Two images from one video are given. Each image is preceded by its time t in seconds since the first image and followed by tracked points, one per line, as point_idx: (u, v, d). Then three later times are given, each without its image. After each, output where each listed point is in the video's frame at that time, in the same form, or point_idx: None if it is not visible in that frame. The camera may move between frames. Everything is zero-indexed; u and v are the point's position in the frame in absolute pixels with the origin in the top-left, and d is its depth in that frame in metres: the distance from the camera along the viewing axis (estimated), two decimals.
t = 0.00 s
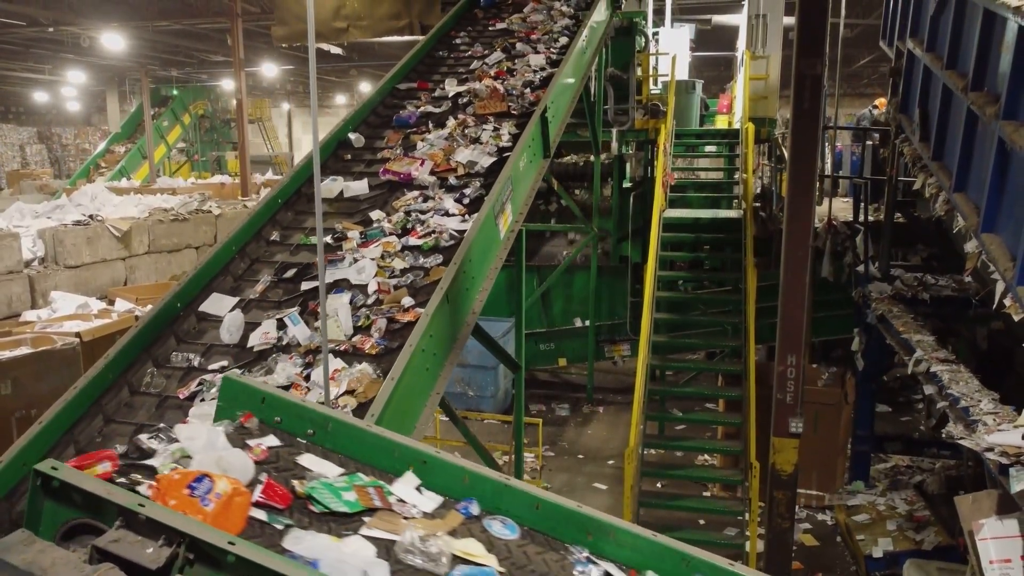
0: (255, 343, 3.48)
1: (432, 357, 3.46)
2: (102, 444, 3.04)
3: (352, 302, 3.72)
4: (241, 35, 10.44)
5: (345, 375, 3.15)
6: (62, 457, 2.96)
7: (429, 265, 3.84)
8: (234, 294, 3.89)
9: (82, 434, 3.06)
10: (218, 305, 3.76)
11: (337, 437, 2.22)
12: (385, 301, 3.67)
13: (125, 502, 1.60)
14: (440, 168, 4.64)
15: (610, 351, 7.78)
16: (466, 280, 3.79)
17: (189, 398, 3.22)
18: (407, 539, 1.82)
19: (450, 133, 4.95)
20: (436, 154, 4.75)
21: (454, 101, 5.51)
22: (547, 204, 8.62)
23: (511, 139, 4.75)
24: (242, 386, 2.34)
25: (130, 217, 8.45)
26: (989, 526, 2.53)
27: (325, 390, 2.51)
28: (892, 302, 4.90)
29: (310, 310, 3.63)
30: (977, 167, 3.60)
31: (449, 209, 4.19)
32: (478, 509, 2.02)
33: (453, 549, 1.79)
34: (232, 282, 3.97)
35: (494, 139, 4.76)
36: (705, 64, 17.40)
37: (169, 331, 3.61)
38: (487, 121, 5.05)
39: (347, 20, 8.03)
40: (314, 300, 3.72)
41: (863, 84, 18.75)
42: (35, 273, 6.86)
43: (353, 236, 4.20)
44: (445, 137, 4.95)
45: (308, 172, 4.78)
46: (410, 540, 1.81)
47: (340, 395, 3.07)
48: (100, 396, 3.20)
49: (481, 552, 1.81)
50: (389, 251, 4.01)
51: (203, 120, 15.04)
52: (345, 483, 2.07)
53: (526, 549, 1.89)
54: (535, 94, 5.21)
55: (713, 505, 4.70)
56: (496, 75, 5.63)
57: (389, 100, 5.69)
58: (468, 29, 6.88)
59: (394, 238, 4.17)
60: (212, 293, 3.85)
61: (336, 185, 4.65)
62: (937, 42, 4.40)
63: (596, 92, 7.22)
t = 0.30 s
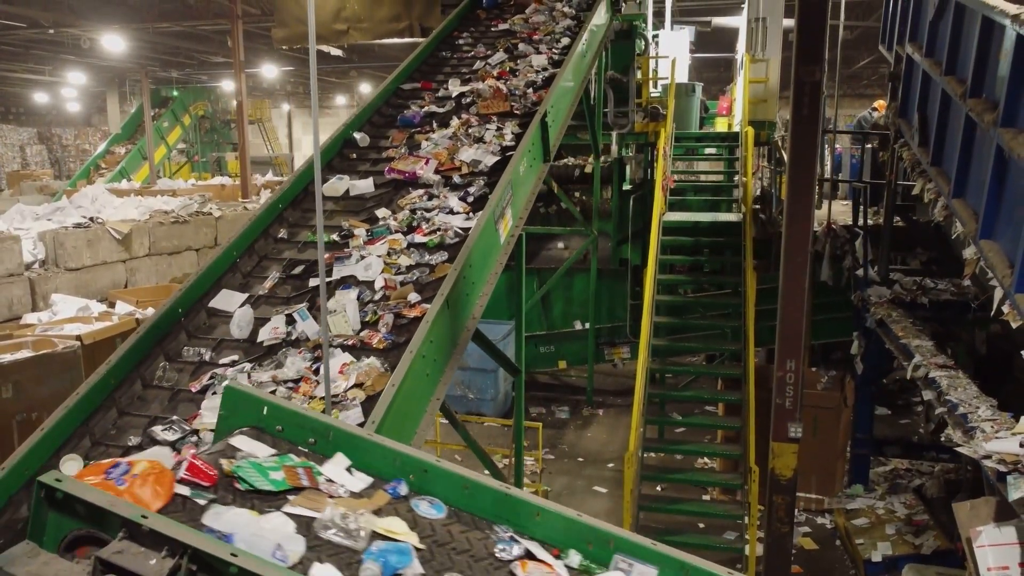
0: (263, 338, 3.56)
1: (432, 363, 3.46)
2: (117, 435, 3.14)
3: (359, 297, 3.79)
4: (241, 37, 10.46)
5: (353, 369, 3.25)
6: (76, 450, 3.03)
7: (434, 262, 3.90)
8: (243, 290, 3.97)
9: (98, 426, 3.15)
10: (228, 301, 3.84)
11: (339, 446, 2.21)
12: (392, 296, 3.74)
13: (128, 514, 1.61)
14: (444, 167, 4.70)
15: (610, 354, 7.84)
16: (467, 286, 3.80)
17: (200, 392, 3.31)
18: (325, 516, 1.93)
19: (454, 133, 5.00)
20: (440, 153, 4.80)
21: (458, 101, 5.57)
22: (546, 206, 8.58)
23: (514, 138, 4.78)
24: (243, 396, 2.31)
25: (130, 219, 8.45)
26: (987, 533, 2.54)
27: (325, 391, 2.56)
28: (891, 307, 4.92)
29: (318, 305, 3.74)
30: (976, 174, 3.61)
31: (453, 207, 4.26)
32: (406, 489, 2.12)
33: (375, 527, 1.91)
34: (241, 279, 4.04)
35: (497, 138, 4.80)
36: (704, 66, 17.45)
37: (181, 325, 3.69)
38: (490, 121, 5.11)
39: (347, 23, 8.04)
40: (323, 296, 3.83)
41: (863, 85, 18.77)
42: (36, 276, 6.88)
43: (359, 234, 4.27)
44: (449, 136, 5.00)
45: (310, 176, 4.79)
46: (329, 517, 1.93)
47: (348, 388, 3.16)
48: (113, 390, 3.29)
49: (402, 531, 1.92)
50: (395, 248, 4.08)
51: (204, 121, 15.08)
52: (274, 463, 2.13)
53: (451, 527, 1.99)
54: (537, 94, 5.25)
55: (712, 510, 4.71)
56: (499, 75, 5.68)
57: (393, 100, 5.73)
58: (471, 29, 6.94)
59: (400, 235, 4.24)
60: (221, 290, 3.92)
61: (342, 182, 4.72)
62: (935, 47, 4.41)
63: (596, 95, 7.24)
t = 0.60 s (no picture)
0: (273, 334, 3.67)
1: (433, 371, 3.46)
2: (132, 428, 3.26)
3: (367, 295, 3.88)
4: (241, 39, 10.47)
5: (363, 364, 3.35)
6: (93, 442, 3.17)
7: (440, 259, 4.00)
8: (253, 287, 4.09)
9: (113, 420, 3.28)
10: (238, 299, 3.94)
11: (340, 457, 2.20)
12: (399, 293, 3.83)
13: (132, 528, 1.62)
14: (449, 167, 4.79)
15: (610, 356, 7.90)
16: (467, 293, 3.80)
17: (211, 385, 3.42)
18: (250, 496, 2.03)
19: (458, 133, 5.10)
20: (444, 153, 4.89)
21: (461, 102, 5.64)
22: (546, 210, 8.55)
23: (517, 138, 4.92)
24: (247, 407, 2.34)
25: (131, 222, 8.46)
26: (986, 542, 2.55)
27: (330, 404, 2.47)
28: (890, 312, 4.94)
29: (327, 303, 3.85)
30: (975, 181, 3.62)
31: (458, 206, 4.36)
32: (338, 472, 2.19)
33: (300, 508, 2.00)
34: (250, 276, 4.16)
35: (501, 138, 4.92)
36: (705, 67, 17.47)
37: (191, 322, 3.80)
38: (494, 122, 5.20)
39: (348, 25, 8.06)
40: (332, 294, 3.95)
41: (863, 86, 18.79)
42: (38, 279, 6.90)
43: (366, 233, 4.37)
44: (453, 136, 5.09)
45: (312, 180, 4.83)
46: (254, 497, 2.02)
47: (357, 383, 3.25)
48: (129, 383, 3.42)
49: (328, 511, 2.02)
50: (401, 247, 4.17)
51: (204, 121, 15.11)
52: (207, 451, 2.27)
53: (379, 508, 2.08)
54: (540, 95, 5.35)
55: (712, 514, 4.72)
56: (502, 76, 5.77)
57: (397, 101, 5.80)
58: (474, 30, 6.98)
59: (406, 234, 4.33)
60: (231, 287, 4.03)
61: (348, 182, 4.80)
62: (934, 53, 4.43)
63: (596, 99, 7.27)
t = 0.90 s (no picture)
0: (283, 331, 3.71)
1: (435, 378, 3.46)
2: (147, 422, 3.34)
3: (375, 292, 3.92)
4: (243, 41, 10.49)
5: (371, 360, 3.39)
6: (109, 435, 3.25)
7: (446, 258, 4.05)
8: (262, 286, 4.14)
9: (127, 412, 3.36)
10: (249, 296, 4.00)
11: (345, 469, 2.21)
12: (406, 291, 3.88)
13: (137, 544, 1.63)
14: (454, 167, 4.84)
15: (610, 360, 7.70)
16: (469, 300, 3.81)
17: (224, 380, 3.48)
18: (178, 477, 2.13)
19: (463, 134, 5.14)
20: (449, 154, 4.94)
21: (466, 103, 5.67)
22: (546, 213, 8.61)
23: (520, 139, 4.98)
24: (248, 419, 2.31)
25: (132, 225, 8.47)
26: (984, 552, 2.56)
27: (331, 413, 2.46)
28: (890, 317, 4.96)
29: (335, 300, 3.90)
30: (974, 189, 3.63)
31: (464, 206, 4.40)
32: (343, 484, 2.21)
33: (230, 488, 2.10)
34: (260, 274, 4.22)
35: (505, 139, 5.00)
36: (704, 69, 17.50)
37: (203, 319, 3.86)
38: (498, 123, 5.25)
39: (349, 28, 8.07)
40: (340, 291, 4.00)
41: (863, 87, 18.83)
42: (39, 282, 6.91)
43: (373, 232, 4.41)
44: (458, 137, 5.14)
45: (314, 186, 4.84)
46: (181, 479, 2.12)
47: (366, 379, 3.31)
48: (143, 378, 3.48)
49: (258, 492, 2.11)
50: (407, 246, 4.22)
51: (204, 123, 15.14)
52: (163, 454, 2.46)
53: (311, 491, 2.17)
54: (543, 96, 5.41)
55: (713, 520, 4.73)
56: (506, 78, 5.84)
57: (401, 102, 5.84)
58: (477, 32, 7.00)
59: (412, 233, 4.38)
60: (241, 285, 4.09)
61: (354, 182, 4.85)
62: (933, 59, 4.45)
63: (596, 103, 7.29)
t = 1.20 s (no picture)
0: (293, 328, 3.76)
1: (436, 386, 3.45)
2: (160, 417, 3.38)
3: (382, 291, 3.97)
4: (244, 43, 10.48)
5: (380, 356, 3.46)
6: (123, 429, 3.29)
7: (452, 257, 4.09)
8: (272, 284, 4.16)
9: (141, 408, 3.40)
10: (259, 294, 4.03)
11: (346, 480, 2.20)
12: (413, 289, 3.92)
13: (143, 559, 1.64)
14: (458, 167, 4.87)
15: (610, 364, 7.83)
16: (470, 307, 3.80)
17: (235, 376, 3.53)
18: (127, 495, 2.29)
19: (467, 134, 5.16)
20: (454, 154, 4.96)
21: (469, 104, 5.69)
22: (547, 216, 8.63)
23: (524, 140, 5.01)
24: (252, 431, 2.30)
25: (133, 228, 8.48)
26: (983, 562, 2.58)
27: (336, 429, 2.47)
28: (890, 323, 4.97)
29: (345, 299, 3.97)
30: (974, 197, 3.65)
31: (469, 206, 4.43)
32: (343, 495, 2.20)
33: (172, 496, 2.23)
34: (268, 273, 4.23)
35: (508, 140, 5.03)
36: (704, 71, 17.51)
37: (213, 317, 3.90)
38: (501, 124, 5.27)
39: (350, 31, 8.07)
40: (349, 290, 4.07)
41: (863, 88, 18.84)
42: (39, 286, 6.91)
43: (380, 231, 4.44)
44: (462, 138, 5.15)
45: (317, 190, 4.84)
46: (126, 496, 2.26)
47: (375, 374, 3.38)
48: (155, 375, 3.53)
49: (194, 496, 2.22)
50: (413, 245, 4.27)
51: (205, 124, 15.15)
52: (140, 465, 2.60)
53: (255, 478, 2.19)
54: (546, 97, 5.43)
55: (712, 525, 4.75)
56: (508, 79, 5.85)
57: (406, 103, 5.86)
58: (479, 34, 7.02)
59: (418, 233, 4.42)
60: (251, 283, 4.12)
61: (360, 182, 4.87)
62: (933, 66, 4.47)
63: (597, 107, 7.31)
